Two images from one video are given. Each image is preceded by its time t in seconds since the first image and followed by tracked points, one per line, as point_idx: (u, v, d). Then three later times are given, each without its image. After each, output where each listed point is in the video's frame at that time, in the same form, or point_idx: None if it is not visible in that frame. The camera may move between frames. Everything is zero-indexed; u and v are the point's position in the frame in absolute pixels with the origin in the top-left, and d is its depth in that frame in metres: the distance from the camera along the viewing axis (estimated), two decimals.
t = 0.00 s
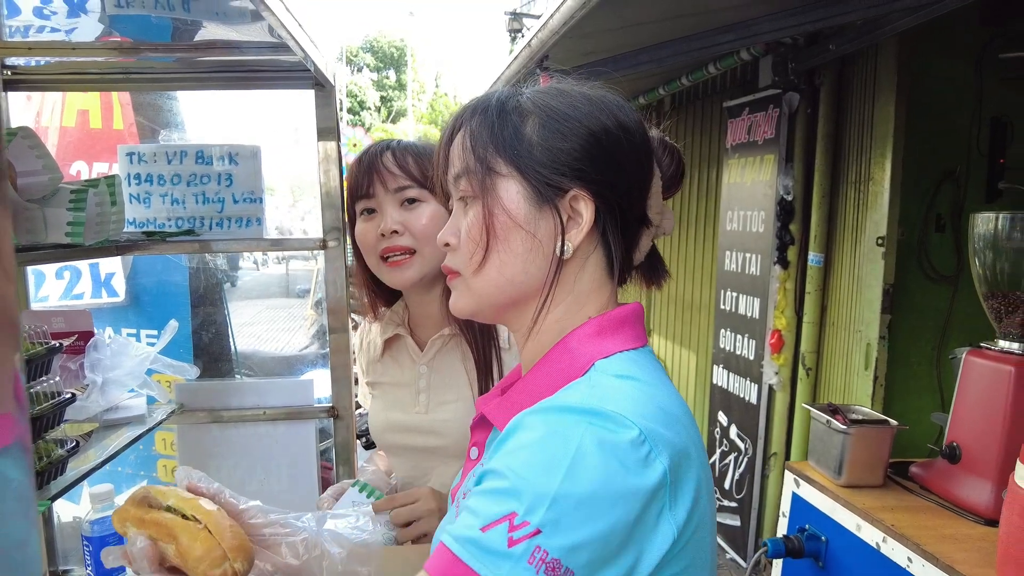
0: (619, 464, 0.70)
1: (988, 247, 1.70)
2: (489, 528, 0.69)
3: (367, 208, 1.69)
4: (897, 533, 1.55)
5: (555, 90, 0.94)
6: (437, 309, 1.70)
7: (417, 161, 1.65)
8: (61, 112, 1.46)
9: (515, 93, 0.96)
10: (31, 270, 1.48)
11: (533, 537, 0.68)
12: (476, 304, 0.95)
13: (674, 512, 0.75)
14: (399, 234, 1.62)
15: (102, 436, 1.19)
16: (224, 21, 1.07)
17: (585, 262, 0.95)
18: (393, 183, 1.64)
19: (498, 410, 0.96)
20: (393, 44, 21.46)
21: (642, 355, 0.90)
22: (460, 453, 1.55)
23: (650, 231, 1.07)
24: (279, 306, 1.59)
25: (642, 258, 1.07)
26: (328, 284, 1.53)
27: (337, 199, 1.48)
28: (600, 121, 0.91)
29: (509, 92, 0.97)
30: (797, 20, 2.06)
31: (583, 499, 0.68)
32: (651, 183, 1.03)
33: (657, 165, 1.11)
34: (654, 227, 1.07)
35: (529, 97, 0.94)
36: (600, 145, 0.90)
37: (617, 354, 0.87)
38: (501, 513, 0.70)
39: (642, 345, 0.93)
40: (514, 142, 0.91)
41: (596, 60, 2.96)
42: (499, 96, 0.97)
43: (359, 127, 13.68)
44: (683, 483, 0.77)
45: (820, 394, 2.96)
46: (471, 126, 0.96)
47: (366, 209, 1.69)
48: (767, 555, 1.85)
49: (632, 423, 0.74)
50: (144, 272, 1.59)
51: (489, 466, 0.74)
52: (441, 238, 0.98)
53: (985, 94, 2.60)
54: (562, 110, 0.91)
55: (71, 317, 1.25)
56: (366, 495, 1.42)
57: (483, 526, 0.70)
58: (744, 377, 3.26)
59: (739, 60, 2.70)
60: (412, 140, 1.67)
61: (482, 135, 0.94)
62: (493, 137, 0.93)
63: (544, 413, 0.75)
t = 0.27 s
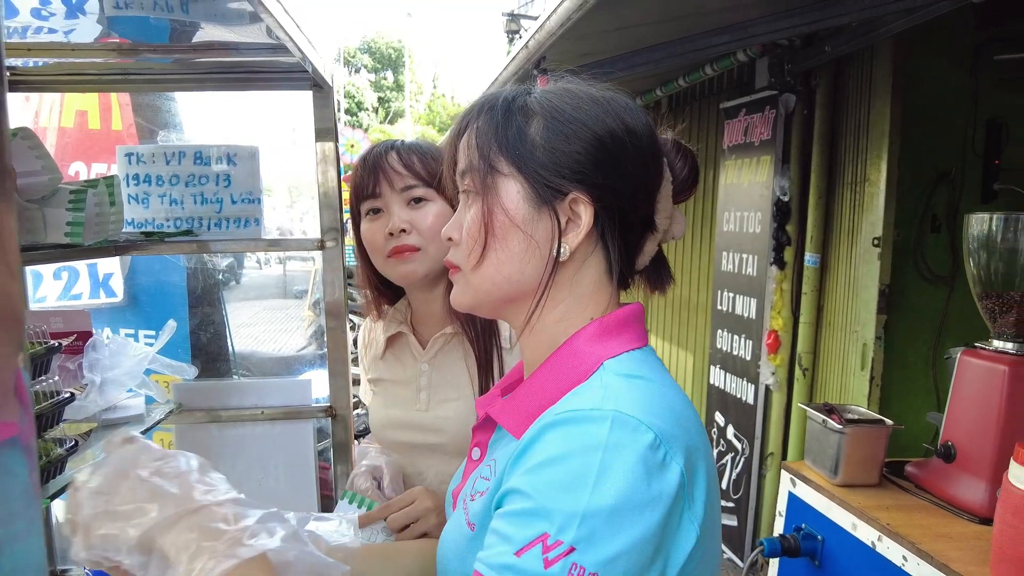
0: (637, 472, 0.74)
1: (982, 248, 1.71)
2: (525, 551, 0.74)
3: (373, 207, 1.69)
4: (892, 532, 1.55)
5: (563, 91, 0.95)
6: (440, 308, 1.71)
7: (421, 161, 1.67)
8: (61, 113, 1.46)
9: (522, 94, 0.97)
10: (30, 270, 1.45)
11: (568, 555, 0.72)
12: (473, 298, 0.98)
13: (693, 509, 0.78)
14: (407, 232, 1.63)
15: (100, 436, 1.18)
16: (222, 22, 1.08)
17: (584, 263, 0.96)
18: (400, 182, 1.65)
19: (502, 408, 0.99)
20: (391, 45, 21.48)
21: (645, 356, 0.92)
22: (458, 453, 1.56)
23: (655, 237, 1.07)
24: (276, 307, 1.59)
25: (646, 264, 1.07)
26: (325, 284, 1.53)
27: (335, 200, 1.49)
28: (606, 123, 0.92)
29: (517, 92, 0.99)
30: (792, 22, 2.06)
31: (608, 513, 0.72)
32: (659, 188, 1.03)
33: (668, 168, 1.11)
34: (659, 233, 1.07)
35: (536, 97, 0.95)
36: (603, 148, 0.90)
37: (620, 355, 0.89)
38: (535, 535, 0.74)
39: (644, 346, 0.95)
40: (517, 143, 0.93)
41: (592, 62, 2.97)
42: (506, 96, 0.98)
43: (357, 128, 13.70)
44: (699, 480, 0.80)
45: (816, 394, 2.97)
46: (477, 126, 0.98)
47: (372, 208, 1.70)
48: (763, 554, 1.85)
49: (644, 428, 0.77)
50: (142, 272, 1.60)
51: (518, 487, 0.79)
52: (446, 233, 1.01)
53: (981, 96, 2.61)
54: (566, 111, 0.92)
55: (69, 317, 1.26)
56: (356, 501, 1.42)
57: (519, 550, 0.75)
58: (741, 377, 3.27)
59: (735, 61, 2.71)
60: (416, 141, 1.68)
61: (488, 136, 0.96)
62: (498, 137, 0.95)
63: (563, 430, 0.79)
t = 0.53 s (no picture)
0: (654, 459, 0.75)
1: (979, 248, 1.72)
2: (538, 524, 0.74)
3: (375, 210, 1.69)
4: (891, 532, 1.56)
5: (597, 94, 0.95)
6: (440, 308, 1.71)
7: (424, 162, 1.67)
8: (61, 113, 1.46)
9: (557, 93, 0.97)
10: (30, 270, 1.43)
11: (582, 531, 0.72)
12: (495, 291, 0.98)
13: (706, 505, 0.80)
14: (408, 235, 1.62)
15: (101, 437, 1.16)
16: (222, 22, 1.08)
17: (606, 265, 0.96)
18: (402, 184, 1.65)
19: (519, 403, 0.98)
20: (389, 46, 21.49)
21: (662, 357, 0.92)
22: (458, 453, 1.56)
23: (676, 245, 1.07)
24: (273, 308, 1.61)
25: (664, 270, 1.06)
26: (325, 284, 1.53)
27: (334, 200, 1.48)
28: (639, 129, 0.93)
29: (552, 91, 0.99)
30: (791, 23, 2.07)
31: (625, 494, 0.73)
32: (682, 197, 1.03)
33: (691, 179, 1.11)
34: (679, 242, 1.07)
35: (571, 98, 0.95)
36: (633, 154, 0.91)
37: (640, 354, 0.89)
38: (549, 509, 0.74)
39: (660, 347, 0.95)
40: (550, 142, 0.93)
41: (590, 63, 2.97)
42: (541, 94, 0.98)
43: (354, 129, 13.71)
44: (713, 475, 0.82)
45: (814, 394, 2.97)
46: (511, 122, 0.98)
47: (373, 210, 1.69)
48: (762, 554, 1.85)
49: (664, 419, 0.78)
50: (140, 273, 1.58)
51: (536, 466, 0.79)
52: (470, 225, 1.01)
53: (978, 97, 2.62)
54: (600, 115, 0.92)
55: (70, 318, 1.27)
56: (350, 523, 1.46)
57: (533, 523, 0.75)
58: (739, 378, 3.29)
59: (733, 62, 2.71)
60: (417, 142, 1.69)
61: (521, 133, 0.96)
62: (531, 134, 0.95)
63: (585, 415, 0.80)
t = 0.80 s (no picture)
0: (677, 453, 0.75)
1: (980, 249, 1.72)
2: (555, 499, 0.73)
3: (373, 211, 1.69)
4: (893, 534, 1.55)
5: (628, 98, 0.95)
6: (439, 308, 1.71)
7: (422, 165, 1.66)
8: (59, 114, 1.43)
9: (588, 98, 0.98)
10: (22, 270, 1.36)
11: (597, 511, 0.72)
12: (526, 291, 0.98)
13: (722, 507, 0.79)
14: (405, 239, 1.62)
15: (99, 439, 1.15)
16: (221, 22, 1.07)
17: (636, 268, 0.97)
18: (399, 187, 1.64)
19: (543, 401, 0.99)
20: (388, 47, 21.47)
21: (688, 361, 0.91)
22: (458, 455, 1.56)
23: (703, 247, 1.07)
24: (272, 309, 1.62)
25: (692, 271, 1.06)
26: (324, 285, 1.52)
27: (334, 202, 1.48)
28: (670, 132, 0.93)
29: (582, 95, 0.99)
30: (792, 24, 2.06)
31: (644, 481, 0.73)
32: (710, 201, 1.03)
33: (719, 184, 1.11)
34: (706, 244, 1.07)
35: (603, 102, 0.96)
36: (665, 157, 0.91)
37: (666, 356, 0.89)
38: (567, 486, 0.74)
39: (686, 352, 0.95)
40: (583, 145, 0.93)
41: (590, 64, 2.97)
42: (573, 98, 0.99)
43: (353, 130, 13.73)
44: (732, 478, 0.82)
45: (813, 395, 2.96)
46: (543, 124, 0.98)
47: (372, 211, 1.69)
48: (763, 556, 1.84)
49: (689, 417, 0.78)
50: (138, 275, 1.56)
51: (557, 447, 0.79)
52: (498, 226, 1.00)
53: (978, 97, 2.62)
54: (632, 118, 0.92)
55: (67, 320, 1.27)
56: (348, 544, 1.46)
57: (549, 497, 0.74)
58: (739, 378, 3.31)
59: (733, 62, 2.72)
60: (417, 142, 1.68)
61: (553, 134, 0.96)
62: (563, 136, 0.95)
63: (610, 403, 0.79)
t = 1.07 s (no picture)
0: (663, 416, 0.71)
1: (983, 250, 1.71)
2: (527, 406, 0.70)
3: (379, 217, 1.66)
4: (896, 537, 1.54)
5: (668, 102, 0.94)
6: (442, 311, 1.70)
7: (429, 171, 1.64)
8: (56, 115, 1.42)
9: (626, 100, 0.97)
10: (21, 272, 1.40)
11: (562, 427, 0.67)
12: (565, 297, 0.96)
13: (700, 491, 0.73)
14: (411, 248, 1.60)
15: (94, 443, 1.15)
16: (218, 21, 1.06)
17: (673, 273, 0.96)
18: (405, 195, 1.62)
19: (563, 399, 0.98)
20: (387, 47, 21.46)
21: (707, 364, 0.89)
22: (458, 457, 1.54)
23: (738, 248, 1.06)
24: (271, 310, 1.60)
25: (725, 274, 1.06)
26: (323, 289, 1.50)
27: (332, 203, 1.46)
28: (708, 135, 0.92)
29: (620, 98, 0.97)
30: (793, 23, 2.05)
31: (622, 424, 0.68)
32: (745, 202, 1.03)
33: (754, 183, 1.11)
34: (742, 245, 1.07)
35: (642, 106, 0.94)
36: (704, 161, 0.90)
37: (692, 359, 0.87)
38: (543, 401, 0.70)
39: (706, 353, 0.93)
40: (624, 151, 0.91)
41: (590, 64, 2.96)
42: (611, 102, 0.97)
43: (352, 131, 13.72)
44: (720, 478, 0.75)
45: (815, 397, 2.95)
46: (581, 128, 0.97)
47: (377, 217, 1.67)
48: (765, 559, 1.82)
49: (685, 395, 0.75)
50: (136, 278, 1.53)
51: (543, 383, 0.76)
52: (536, 232, 0.99)
53: (978, 97, 2.61)
54: (673, 121, 0.91)
55: (62, 322, 1.26)
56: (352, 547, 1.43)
57: (518, 405, 0.70)
58: (740, 380, 3.35)
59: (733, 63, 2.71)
60: (422, 144, 1.67)
61: (593, 138, 0.94)
62: (602, 141, 0.93)
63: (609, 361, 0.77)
